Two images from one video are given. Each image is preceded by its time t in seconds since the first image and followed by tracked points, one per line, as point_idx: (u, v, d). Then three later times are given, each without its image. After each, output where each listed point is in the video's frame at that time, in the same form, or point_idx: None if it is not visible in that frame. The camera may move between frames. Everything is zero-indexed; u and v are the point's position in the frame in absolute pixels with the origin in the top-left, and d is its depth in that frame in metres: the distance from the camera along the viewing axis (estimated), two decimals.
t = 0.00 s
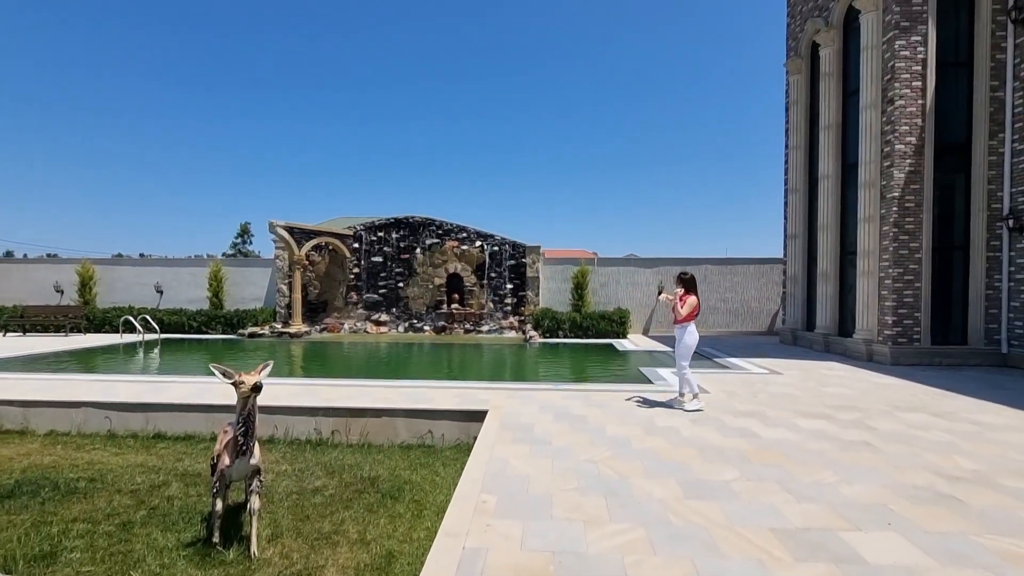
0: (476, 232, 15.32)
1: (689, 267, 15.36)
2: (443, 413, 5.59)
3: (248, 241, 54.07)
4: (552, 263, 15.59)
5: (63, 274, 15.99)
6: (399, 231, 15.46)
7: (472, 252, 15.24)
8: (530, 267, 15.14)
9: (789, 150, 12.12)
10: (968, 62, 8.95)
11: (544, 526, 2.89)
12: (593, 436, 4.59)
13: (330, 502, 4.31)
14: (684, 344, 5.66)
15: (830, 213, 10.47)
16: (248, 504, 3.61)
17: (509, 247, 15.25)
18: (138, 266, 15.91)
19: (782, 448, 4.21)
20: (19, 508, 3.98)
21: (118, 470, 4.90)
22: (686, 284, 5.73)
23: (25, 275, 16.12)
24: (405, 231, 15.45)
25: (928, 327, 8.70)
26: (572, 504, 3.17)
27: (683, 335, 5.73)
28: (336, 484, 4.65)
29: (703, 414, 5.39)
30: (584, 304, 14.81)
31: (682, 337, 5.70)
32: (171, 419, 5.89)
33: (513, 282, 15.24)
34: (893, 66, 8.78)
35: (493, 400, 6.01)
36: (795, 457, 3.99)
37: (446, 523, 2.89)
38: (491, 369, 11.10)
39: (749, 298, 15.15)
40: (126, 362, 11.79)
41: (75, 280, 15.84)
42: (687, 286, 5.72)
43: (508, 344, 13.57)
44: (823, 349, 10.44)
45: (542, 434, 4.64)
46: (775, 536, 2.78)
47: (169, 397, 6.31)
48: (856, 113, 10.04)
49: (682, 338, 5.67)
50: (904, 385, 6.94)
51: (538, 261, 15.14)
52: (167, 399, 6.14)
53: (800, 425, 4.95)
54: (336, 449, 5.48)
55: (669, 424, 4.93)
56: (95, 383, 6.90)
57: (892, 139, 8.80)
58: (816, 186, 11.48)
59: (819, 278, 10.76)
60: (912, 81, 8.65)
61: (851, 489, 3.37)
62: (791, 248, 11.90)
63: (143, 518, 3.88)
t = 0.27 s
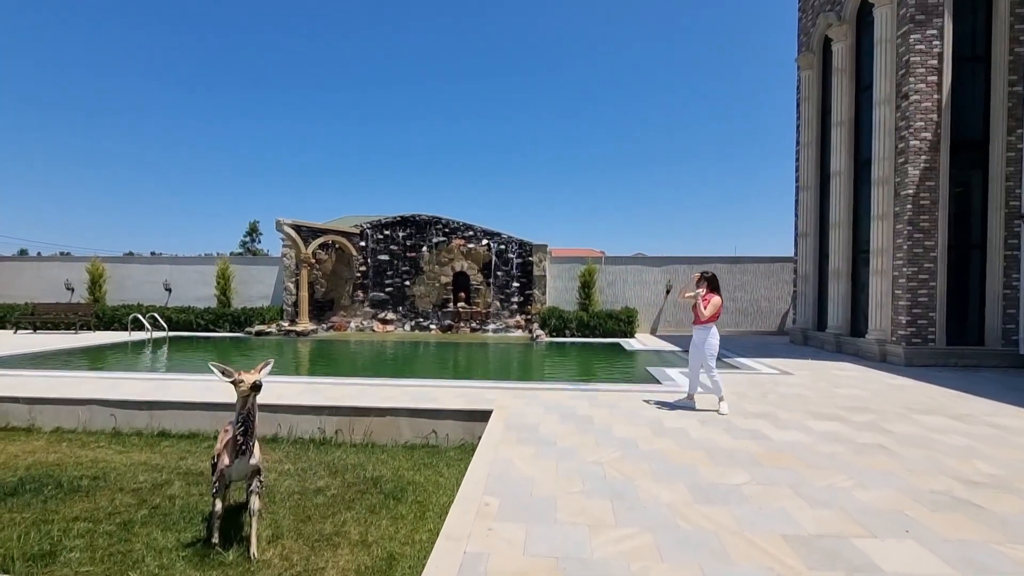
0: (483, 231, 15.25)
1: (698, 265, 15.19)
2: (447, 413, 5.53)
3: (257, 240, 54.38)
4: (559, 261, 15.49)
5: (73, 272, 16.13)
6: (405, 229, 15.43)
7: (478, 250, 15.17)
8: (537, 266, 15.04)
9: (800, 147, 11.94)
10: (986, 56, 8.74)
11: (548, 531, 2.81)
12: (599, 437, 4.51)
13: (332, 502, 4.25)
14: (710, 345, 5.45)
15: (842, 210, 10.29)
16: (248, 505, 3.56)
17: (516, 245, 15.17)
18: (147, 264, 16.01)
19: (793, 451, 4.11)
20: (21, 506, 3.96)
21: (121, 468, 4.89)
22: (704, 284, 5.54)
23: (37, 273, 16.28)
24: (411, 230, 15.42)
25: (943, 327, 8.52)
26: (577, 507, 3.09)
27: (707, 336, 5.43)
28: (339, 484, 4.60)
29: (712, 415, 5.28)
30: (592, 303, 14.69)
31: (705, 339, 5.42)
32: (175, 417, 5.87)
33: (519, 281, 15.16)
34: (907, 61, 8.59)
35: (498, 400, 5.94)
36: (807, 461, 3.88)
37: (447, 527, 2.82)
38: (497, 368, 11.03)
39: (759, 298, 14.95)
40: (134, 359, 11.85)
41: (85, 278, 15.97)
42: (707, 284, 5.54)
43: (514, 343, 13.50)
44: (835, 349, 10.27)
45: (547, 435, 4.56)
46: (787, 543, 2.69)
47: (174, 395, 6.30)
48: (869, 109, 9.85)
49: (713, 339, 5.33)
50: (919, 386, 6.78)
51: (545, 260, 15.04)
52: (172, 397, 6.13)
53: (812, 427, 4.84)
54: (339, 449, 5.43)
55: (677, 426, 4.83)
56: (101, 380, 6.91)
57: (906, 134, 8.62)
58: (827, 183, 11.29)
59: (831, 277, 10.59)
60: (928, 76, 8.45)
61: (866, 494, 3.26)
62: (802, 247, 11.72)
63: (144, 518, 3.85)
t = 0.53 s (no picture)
0: (488, 229, 15.12)
1: (706, 264, 14.98)
2: (450, 414, 5.40)
3: (263, 239, 54.56)
4: (565, 260, 15.33)
5: (79, 270, 16.15)
6: (410, 228, 15.34)
7: (483, 249, 15.05)
8: (542, 265, 14.90)
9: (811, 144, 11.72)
10: (1004, 49, 8.51)
11: (553, 540, 2.68)
12: (606, 440, 4.36)
13: (331, 506, 4.14)
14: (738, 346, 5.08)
15: (855, 208, 10.07)
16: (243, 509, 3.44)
17: (521, 244, 15.02)
18: (152, 263, 16.00)
19: (809, 455, 3.95)
20: (14, 508, 3.87)
21: (118, 469, 4.80)
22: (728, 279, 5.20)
23: (43, 271, 16.32)
24: (416, 228, 15.32)
25: (960, 328, 8.30)
26: (583, 515, 2.95)
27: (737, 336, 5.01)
28: (339, 487, 4.49)
29: (723, 417, 5.12)
30: (598, 302, 14.52)
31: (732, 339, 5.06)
32: (175, 417, 5.79)
33: (525, 280, 15.02)
34: (923, 54, 8.38)
35: (502, 401, 5.80)
36: (824, 466, 3.72)
37: (448, 535, 2.69)
38: (502, 368, 10.89)
39: (768, 297, 14.73)
40: (139, 358, 11.83)
41: (91, 277, 15.99)
42: (731, 278, 5.21)
43: (520, 343, 13.36)
44: (847, 349, 10.06)
45: (552, 437, 4.42)
46: (807, 555, 2.54)
47: (174, 394, 6.21)
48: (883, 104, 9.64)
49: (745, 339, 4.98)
50: (936, 388, 6.57)
51: (551, 258, 14.90)
52: (172, 397, 6.04)
53: (827, 430, 4.67)
54: (341, 450, 5.33)
55: (687, 429, 4.68)
56: (101, 379, 6.84)
57: (921, 130, 8.40)
58: (839, 180, 11.07)
59: (843, 276, 10.37)
60: (944, 69, 8.24)
61: (888, 502, 3.11)
62: (812, 245, 11.51)
63: (139, 521, 3.75)
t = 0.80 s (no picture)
0: (491, 230, 14.94)
1: (713, 264, 14.74)
2: (453, 420, 5.21)
3: (267, 241, 54.55)
4: (570, 261, 15.12)
5: (81, 274, 16.07)
6: (413, 229, 15.17)
7: (487, 250, 14.87)
8: (547, 266, 14.71)
9: (821, 141, 11.49)
10: (1023, 41, 8.27)
11: (564, 562, 2.48)
12: (616, 448, 4.16)
13: (328, 518, 3.96)
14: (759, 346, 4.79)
15: (867, 206, 9.84)
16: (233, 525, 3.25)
17: (526, 244, 14.83)
18: (154, 266, 15.91)
19: (831, 465, 3.73)
20: None
21: (110, 479, 4.63)
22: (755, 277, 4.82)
23: (45, 275, 16.25)
24: (419, 229, 15.16)
25: (978, 328, 8.05)
26: (595, 533, 2.76)
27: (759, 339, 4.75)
28: (337, 498, 4.30)
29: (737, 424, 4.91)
30: (603, 303, 14.31)
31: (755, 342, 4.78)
32: (171, 424, 5.63)
33: (529, 281, 14.83)
34: (938, 47, 8.15)
35: (506, 406, 5.60)
36: (848, 477, 3.50)
37: (450, 557, 2.50)
38: (507, 371, 10.69)
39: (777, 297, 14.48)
40: (140, 362, 11.71)
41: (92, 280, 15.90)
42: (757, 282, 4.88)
43: (524, 345, 13.17)
44: (859, 351, 9.81)
45: (559, 446, 4.22)
46: None
47: (169, 401, 6.04)
48: (895, 99, 9.41)
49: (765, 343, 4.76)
50: (957, 392, 6.34)
51: (555, 259, 14.70)
52: (167, 404, 5.88)
53: (848, 437, 4.45)
54: (340, 458, 5.15)
55: (700, 436, 4.47)
56: (96, 386, 6.69)
57: (937, 125, 8.17)
58: (850, 178, 10.83)
59: (855, 275, 10.14)
60: (960, 62, 8.00)
61: (922, 518, 2.90)
62: (823, 244, 11.26)
63: (127, 536, 3.58)
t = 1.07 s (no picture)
0: (496, 231, 14.75)
1: (722, 265, 14.47)
2: (456, 428, 5.01)
3: (273, 243, 54.61)
4: (577, 262, 14.89)
5: (85, 276, 16.03)
6: (417, 230, 15.01)
7: (492, 251, 14.68)
8: (553, 267, 14.50)
9: (834, 138, 11.21)
10: None
11: None
12: (627, 460, 3.95)
13: (325, 533, 3.76)
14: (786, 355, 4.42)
15: (883, 205, 9.56)
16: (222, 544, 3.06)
17: (531, 245, 14.62)
18: (157, 268, 15.84)
19: (859, 480, 3.50)
20: None
21: (101, 489, 4.47)
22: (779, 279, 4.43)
23: (50, 278, 16.23)
24: (423, 230, 14.99)
25: (1001, 330, 7.77)
26: (609, 557, 2.54)
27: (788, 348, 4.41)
28: (335, 511, 4.10)
29: (753, 432, 4.68)
30: (610, 305, 14.07)
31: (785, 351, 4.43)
32: (166, 431, 5.46)
33: (535, 283, 14.62)
34: (958, 39, 7.88)
35: (511, 414, 5.39)
36: (879, 493, 3.26)
37: None
38: (512, 374, 10.49)
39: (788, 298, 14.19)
40: (142, 365, 11.60)
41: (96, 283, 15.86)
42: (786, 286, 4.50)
43: (530, 347, 12.96)
44: (875, 354, 9.52)
45: (568, 458, 4.00)
46: None
47: (165, 407, 5.88)
48: (912, 94, 9.14)
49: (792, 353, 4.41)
50: (983, 398, 6.06)
51: (561, 260, 14.50)
52: (163, 410, 5.72)
53: (873, 448, 4.21)
54: (339, 467, 4.96)
55: (716, 447, 4.23)
56: (93, 391, 6.54)
57: (957, 120, 7.89)
58: (864, 176, 10.56)
59: (870, 276, 9.85)
60: (981, 55, 7.73)
61: (964, 541, 2.67)
62: (836, 244, 10.99)
63: (114, 552, 3.40)
